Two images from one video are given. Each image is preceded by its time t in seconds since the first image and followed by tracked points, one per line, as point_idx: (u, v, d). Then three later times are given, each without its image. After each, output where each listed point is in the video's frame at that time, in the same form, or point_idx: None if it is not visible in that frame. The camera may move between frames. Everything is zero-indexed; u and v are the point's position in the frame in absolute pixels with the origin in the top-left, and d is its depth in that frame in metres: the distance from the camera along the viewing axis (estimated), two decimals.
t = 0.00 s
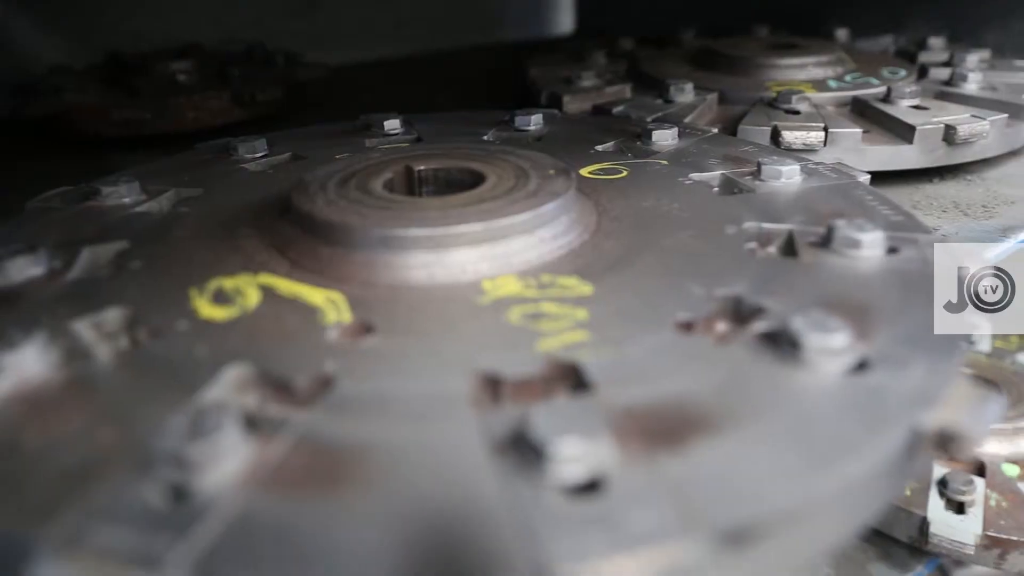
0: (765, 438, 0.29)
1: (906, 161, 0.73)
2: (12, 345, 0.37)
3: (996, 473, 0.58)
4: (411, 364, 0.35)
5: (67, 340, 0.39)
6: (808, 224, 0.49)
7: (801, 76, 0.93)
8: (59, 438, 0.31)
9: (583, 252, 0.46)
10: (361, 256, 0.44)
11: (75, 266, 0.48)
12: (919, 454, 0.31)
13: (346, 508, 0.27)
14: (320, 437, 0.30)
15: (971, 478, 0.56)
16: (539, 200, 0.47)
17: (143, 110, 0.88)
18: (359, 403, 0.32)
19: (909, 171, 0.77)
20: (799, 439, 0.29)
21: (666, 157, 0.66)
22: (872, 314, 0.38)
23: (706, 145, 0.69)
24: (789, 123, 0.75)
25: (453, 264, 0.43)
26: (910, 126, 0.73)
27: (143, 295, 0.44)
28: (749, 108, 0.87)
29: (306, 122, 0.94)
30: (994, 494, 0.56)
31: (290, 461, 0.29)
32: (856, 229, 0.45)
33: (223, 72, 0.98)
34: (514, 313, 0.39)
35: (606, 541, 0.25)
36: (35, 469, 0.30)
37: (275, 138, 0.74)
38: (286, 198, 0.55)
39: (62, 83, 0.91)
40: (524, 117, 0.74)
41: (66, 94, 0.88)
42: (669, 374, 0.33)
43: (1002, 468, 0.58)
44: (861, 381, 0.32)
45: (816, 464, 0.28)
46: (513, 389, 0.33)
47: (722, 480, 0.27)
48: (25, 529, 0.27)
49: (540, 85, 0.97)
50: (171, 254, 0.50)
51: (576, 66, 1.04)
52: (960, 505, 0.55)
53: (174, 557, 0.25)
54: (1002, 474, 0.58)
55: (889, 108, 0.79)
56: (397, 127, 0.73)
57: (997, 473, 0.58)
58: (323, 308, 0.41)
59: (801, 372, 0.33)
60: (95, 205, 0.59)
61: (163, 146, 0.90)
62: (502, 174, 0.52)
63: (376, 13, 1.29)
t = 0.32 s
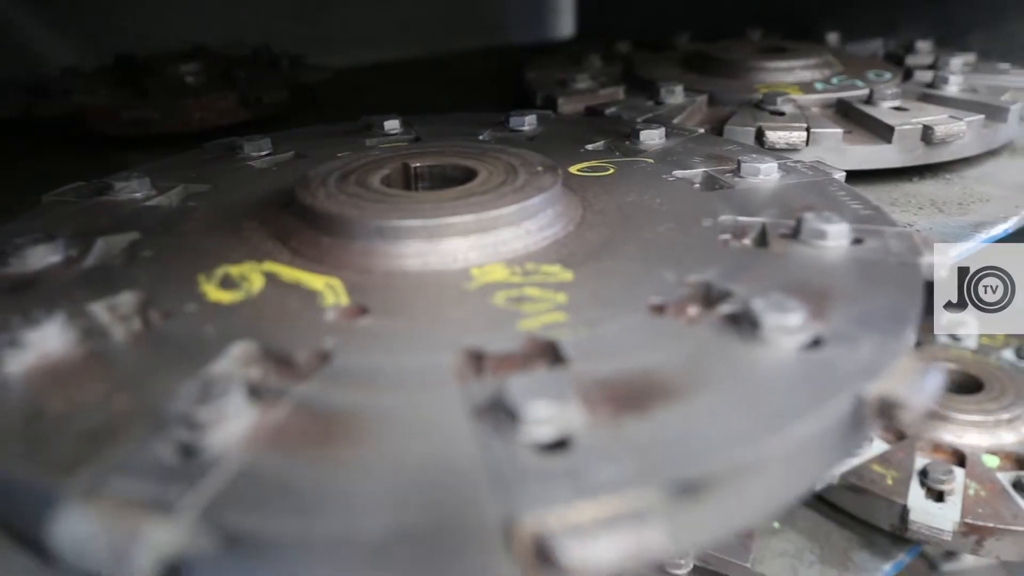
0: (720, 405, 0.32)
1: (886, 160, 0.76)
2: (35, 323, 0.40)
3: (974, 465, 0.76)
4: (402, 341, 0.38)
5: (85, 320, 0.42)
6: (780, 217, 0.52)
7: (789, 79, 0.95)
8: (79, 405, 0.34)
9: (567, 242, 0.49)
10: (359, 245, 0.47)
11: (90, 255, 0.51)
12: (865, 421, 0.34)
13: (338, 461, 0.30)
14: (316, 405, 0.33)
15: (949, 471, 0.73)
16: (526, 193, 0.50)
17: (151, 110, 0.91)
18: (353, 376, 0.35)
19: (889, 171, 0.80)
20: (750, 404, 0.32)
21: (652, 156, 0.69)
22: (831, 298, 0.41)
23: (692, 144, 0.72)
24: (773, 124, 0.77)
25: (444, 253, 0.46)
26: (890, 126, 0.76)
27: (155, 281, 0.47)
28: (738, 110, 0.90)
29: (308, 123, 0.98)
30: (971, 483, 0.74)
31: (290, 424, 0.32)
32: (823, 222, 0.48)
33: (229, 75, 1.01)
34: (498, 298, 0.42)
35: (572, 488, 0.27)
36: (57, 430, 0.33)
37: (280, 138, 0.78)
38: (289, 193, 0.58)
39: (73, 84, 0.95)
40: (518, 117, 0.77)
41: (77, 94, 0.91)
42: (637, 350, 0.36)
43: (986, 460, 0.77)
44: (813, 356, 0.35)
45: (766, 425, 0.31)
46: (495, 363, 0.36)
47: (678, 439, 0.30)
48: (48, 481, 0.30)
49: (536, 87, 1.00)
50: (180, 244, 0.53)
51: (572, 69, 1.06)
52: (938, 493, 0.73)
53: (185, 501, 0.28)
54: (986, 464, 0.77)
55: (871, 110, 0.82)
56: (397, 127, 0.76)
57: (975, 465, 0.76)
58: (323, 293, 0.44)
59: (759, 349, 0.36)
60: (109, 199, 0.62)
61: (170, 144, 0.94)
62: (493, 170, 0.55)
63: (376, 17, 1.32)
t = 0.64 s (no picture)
0: (679, 372, 0.35)
1: (865, 158, 0.79)
2: (54, 302, 0.43)
3: (956, 455, 0.91)
4: (393, 319, 0.41)
5: (100, 301, 0.45)
6: (753, 210, 0.55)
7: (777, 81, 0.98)
8: (97, 373, 0.38)
9: (550, 233, 0.52)
10: (356, 234, 0.51)
11: (104, 244, 0.54)
12: (813, 389, 0.37)
13: (331, 419, 0.33)
14: (313, 373, 0.36)
15: (928, 462, 0.88)
16: (513, 186, 0.53)
17: (159, 112, 0.95)
18: (347, 348, 0.38)
19: (869, 170, 0.83)
20: (705, 372, 0.35)
21: (638, 154, 0.72)
22: (791, 282, 0.44)
23: (677, 144, 0.75)
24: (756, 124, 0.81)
25: (435, 241, 0.50)
26: (869, 126, 0.79)
27: (165, 267, 0.51)
28: (725, 111, 0.93)
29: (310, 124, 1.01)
30: (952, 473, 0.88)
31: (288, 388, 0.35)
32: (791, 213, 0.52)
33: (235, 78, 1.05)
34: (483, 281, 0.45)
35: (539, 441, 0.30)
36: (78, 394, 0.36)
37: (283, 137, 0.81)
38: (291, 188, 0.62)
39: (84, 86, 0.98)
40: (512, 118, 0.80)
41: (88, 96, 0.95)
42: (607, 326, 0.39)
43: (964, 451, 0.92)
44: (767, 331, 0.38)
45: (719, 389, 0.34)
46: (478, 337, 0.39)
47: (637, 401, 0.33)
48: (69, 436, 0.33)
49: (531, 90, 1.03)
50: (188, 235, 0.56)
51: (567, 72, 1.09)
52: (920, 483, 0.87)
53: (193, 451, 0.31)
54: (965, 456, 0.92)
55: (853, 111, 0.85)
56: (395, 127, 0.80)
57: (956, 456, 0.91)
58: (320, 277, 0.47)
59: (720, 325, 0.39)
60: (120, 193, 0.66)
61: (177, 145, 0.97)
62: (483, 166, 0.59)
63: (377, 22, 1.36)
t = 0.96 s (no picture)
0: (637, 346, 0.39)
1: (844, 158, 0.82)
2: (70, 284, 0.47)
3: (934, 446, 0.94)
4: (382, 300, 0.45)
5: (113, 284, 0.49)
6: (724, 204, 0.59)
7: (764, 83, 1.01)
8: (110, 346, 0.42)
9: (532, 224, 0.56)
10: (350, 224, 0.54)
11: (115, 234, 0.58)
12: (762, 365, 0.41)
13: (321, 385, 0.37)
14: (305, 346, 0.40)
15: (906, 452, 0.91)
16: (498, 181, 0.57)
17: (168, 112, 0.99)
18: (338, 325, 0.42)
19: (849, 169, 0.87)
20: (660, 346, 0.39)
21: (622, 153, 0.75)
22: (751, 269, 0.47)
23: (661, 143, 0.78)
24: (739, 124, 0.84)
25: (424, 231, 0.53)
26: (847, 127, 0.82)
27: (172, 254, 0.54)
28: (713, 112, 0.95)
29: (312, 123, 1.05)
30: (930, 463, 0.91)
31: (284, 359, 0.39)
32: (758, 207, 0.55)
33: (241, 79, 1.09)
34: (466, 267, 0.49)
35: (505, 403, 0.34)
36: (93, 364, 0.40)
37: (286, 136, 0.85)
38: (292, 183, 0.66)
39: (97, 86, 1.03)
40: (504, 118, 0.84)
41: (100, 96, 0.99)
42: (577, 306, 0.43)
43: (943, 441, 0.95)
44: (721, 312, 0.42)
45: (671, 360, 0.37)
46: (458, 315, 0.43)
47: (596, 370, 0.37)
48: (86, 399, 0.37)
49: (526, 91, 1.06)
50: (194, 225, 0.60)
51: (562, 73, 1.12)
52: (898, 472, 0.90)
53: (197, 411, 0.35)
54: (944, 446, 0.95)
55: (834, 112, 0.88)
56: (393, 126, 0.83)
57: (935, 446, 0.94)
58: (316, 264, 0.51)
59: (678, 306, 0.43)
60: (130, 187, 0.70)
61: (185, 143, 1.02)
62: (471, 161, 0.62)
63: (379, 26, 1.39)
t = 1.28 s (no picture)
0: (595, 324, 0.42)
1: (822, 157, 0.86)
2: (81, 267, 0.51)
3: (913, 437, 0.97)
4: (368, 282, 0.49)
5: (121, 268, 0.53)
6: (695, 199, 0.62)
7: (752, 84, 1.04)
8: (118, 322, 0.46)
9: (512, 215, 0.60)
10: (342, 215, 0.58)
11: (125, 223, 0.62)
12: (713, 344, 0.44)
13: (305, 355, 0.40)
14: (294, 322, 0.44)
15: (885, 443, 0.94)
16: (482, 175, 0.61)
17: (178, 111, 1.03)
18: (325, 304, 0.46)
19: (829, 168, 0.90)
20: (616, 324, 0.42)
21: (607, 150, 0.79)
22: (710, 257, 0.51)
23: (645, 141, 0.82)
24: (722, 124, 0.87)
25: (410, 221, 0.57)
26: (825, 127, 0.85)
27: (176, 242, 0.58)
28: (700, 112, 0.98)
29: (316, 122, 1.09)
30: (907, 453, 0.93)
31: (273, 333, 0.43)
32: (724, 200, 0.59)
33: (248, 80, 1.14)
34: (447, 253, 0.53)
35: (469, 371, 0.38)
36: (102, 337, 0.44)
37: (289, 133, 0.89)
38: (291, 176, 0.69)
39: (110, 87, 1.07)
40: (496, 118, 0.88)
41: (113, 96, 1.04)
42: (545, 289, 0.46)
43: (923, 433, 0.98)
44: (676, 295, 0.46)
45: (624, 336, 0.41)
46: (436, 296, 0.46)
47: (555, 344, 0.40)
48: (95, 367, 0.41)
49: (522, 92, 1.10)
50: (199, 216, 0.64)
51: (558, 75, 1.16)
52: (876, 461, 0.93)
53: (193, 377, 0.38)
54: (923, 437, 0.98)
55: (816, 112, 0.91)
56: (390, 125, 0.87)
57: (914, 438, 0.97)
58: (309, 251, 0.55)
59: (638, 290, 0.46)
60: (140, 181, 0.74)
61: (195, 141, 1.06)
62: (458, 157, 0.66)
63: (386, 28, 1.44)
